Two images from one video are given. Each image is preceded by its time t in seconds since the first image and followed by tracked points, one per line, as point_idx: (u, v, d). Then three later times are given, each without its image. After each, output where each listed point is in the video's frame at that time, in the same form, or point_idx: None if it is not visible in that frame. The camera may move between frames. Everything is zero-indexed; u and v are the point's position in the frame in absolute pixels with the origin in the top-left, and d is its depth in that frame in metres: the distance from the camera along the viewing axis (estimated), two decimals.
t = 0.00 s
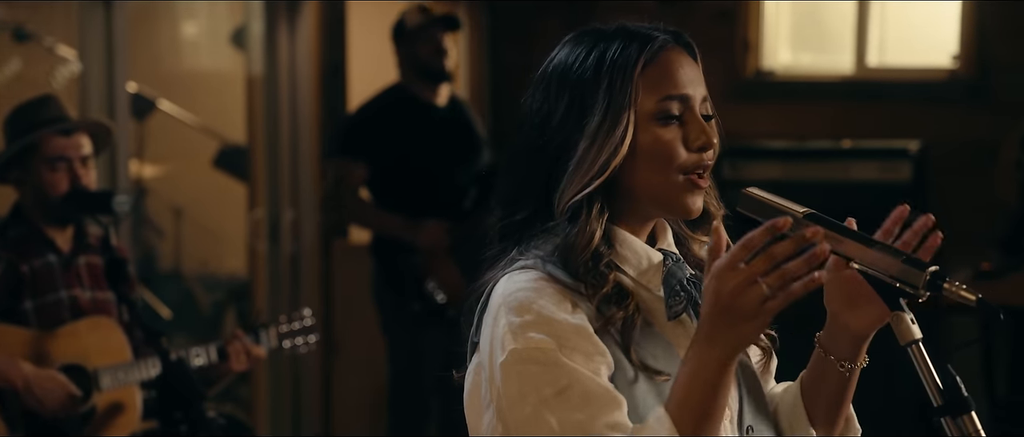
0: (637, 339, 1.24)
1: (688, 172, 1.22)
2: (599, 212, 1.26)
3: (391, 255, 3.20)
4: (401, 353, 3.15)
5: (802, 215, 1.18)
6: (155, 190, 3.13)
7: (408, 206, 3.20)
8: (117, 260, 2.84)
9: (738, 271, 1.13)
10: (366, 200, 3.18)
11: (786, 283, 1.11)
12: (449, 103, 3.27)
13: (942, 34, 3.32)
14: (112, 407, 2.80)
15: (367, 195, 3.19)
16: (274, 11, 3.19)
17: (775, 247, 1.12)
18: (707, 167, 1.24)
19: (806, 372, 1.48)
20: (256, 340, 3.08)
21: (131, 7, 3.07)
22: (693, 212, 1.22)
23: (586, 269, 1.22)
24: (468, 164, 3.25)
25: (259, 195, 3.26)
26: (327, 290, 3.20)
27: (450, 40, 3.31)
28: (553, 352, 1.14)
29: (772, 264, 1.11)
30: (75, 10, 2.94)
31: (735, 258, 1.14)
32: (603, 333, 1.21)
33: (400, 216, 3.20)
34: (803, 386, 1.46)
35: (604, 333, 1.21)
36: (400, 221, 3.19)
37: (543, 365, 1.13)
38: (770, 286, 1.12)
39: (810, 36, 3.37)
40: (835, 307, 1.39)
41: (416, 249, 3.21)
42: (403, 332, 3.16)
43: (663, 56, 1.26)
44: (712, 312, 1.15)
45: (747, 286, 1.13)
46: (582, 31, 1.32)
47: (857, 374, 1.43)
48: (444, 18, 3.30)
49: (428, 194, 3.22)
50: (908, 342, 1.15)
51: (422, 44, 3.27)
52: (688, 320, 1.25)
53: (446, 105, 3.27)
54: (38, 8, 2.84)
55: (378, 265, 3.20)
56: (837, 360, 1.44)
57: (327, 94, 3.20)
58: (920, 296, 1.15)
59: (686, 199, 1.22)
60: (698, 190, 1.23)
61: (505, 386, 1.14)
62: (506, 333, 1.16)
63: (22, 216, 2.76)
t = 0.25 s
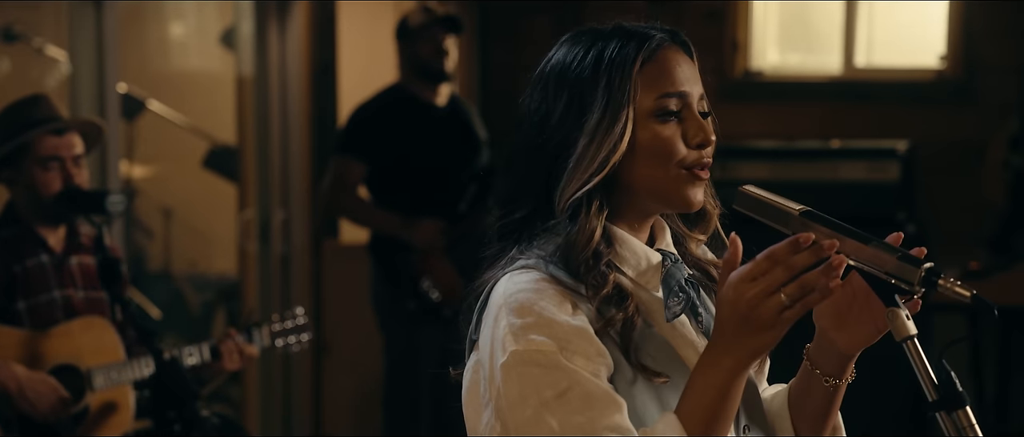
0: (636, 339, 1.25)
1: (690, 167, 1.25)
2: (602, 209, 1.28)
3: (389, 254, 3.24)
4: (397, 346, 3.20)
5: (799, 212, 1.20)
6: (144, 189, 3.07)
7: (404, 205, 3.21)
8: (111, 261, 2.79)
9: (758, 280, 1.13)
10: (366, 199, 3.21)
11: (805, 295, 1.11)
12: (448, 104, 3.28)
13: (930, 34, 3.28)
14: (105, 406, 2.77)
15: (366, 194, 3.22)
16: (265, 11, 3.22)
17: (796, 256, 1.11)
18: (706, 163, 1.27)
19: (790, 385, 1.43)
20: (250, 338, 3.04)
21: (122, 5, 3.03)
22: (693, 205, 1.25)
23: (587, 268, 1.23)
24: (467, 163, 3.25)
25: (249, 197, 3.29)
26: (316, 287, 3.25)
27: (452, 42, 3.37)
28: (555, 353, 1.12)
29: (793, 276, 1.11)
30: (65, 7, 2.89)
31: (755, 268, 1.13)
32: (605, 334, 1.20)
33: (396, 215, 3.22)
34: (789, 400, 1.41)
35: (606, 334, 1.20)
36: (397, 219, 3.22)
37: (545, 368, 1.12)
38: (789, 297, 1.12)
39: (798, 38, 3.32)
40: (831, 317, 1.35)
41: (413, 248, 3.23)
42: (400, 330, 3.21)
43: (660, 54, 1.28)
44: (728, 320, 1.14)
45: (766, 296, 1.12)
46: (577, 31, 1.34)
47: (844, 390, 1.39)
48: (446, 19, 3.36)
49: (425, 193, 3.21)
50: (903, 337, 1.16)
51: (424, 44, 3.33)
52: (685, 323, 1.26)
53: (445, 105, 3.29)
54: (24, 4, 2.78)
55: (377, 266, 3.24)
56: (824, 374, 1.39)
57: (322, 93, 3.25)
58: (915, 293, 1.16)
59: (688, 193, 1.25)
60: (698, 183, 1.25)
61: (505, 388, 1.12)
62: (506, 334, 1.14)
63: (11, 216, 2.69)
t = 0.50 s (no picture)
0: (637, 339, 1.28)
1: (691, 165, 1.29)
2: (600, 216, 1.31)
3: (389, 254, 3.21)
4: (397, 347, 3.22)
5: (796, 211, 1.22)
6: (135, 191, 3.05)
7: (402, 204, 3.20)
8: (105, 261, 2.89)
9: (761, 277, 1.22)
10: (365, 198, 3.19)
11: (805, 290, 1.20)
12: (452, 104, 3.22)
13: (919, 36, 3.31)
14: (98, 406, 2.86)
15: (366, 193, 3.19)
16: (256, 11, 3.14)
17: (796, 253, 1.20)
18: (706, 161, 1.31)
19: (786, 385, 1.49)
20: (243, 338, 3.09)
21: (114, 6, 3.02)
22: (694, 202, 1.29)
23: (588, 267, 1.26)
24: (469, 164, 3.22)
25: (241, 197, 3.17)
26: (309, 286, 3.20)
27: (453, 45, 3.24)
28: (556, 352, 1.16)
29: (793, 271, 1.20)
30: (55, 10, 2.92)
31: (757, 266, 1.22)
32: (608, 332, 1.24)
33: (395, 214, 3.20)
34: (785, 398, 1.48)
35: (608, 333, 1.24)
36: (396, 219, 3.20)
37: (548, 366, 1.16)
38: (790, 292, 1.20)
39: (788, 38, 3.32)
40: (827, 318, 1.42)
41: (412, 247, 3.22)
42: (399, 329, 3.22)
43: (661, 53, 1.32)
44: (732, 315, 1.23)
45: (768, 292, 1.21)
46: (579, 32, 1.38)
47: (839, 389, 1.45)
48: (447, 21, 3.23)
49: (424, 193, 3.21)
50: (899, 334, 1.18)
51: (427, 45, 3.21)
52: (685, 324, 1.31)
53: (447, 106, 3.23)
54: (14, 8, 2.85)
55: (377, 266, 3.22)
56: (818, 374, 1.45)
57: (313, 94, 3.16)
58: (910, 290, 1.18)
59: (689, 191, 1.29)
60: (699, 181, 1.30)
61: (508, 387, 1.16)
62: (508, 333, 1.18)
63: (9, 217, 2.82)
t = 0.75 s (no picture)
0: (638, 336, 1.28)
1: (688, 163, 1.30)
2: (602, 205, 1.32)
3: (387, 251, 3.26)
4: (393, 348, 3.25)
5: (794, 207, 1.22)
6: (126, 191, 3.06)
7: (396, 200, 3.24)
8: (101, 260, 2.84)
9: (759, 270, 1.17)
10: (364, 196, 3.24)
11: (805, 278, 1.15)
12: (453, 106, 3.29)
13: (908, 38, 3.29)
14: (93, 407, 2.80)
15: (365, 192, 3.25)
16: (250, 12, 3.18)
17: (794, 243, 1.16)
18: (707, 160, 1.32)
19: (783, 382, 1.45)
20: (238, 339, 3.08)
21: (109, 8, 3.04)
22: (694, 202, 1.29)
23: (590, 264, 1.28)
24: (467, 165, 3.28)
25: (234, 198, 3.24)
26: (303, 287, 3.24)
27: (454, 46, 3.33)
28: (560, 346, 1.17)
29: (792, 262, 1.16)
30: (50, 9, 2.91)
31: (756, 259, 1.18)
32: (610, 330, 1.25)
33: (388, 210, 3.24)
34: (782, 395, 1.43)
35: (610, 329, 1.25)
36: (389, 215, 3.24)
37: (554, 360, 1.17)
38: (789, 281, 1.16)
39: (778, 39, 3.32)
40: (823, 313, 1.36)
41: (405, 245, 3.27)
42: (394, 327, 3.26)
43: (664, 52, 1.33)
44: (733, 310, 1.19)
45: (767, 285, 1.17)
46: (582, 32, 1.39)
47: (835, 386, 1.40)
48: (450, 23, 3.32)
49: (419, 192, 3.26)
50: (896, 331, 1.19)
51: (428, 47, 3.29)
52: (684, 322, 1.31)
53: (449, 108, 3.29)
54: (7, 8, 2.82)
55: (377, 265, 3.27)
56: (814, 371, 1.40)
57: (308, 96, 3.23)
58: (906, 286, 1.19)
59: (689, 189, 1.29)
60: (698, 181, 1.30)
61: (513, 380, 1.17)
62: (512, 328, 1.19)
63: (4, 216, 2.74)
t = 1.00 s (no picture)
0: (642, 332, 1.30)
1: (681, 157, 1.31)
2: (598, 209, 1.34)
3: (385, 249, 3.24)
4: (393, 349, 3.22)
5: (792, 205, 1.24)
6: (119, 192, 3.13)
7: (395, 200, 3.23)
8: (96, 260, 2.86)
9: (773, 273, 1.17)
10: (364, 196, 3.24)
11: (818, 282, 1.16)
12: (452, 106, 3.27)
13: (898, 39, 3.33)
14: (90, 406, 2.81)
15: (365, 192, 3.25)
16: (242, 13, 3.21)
17: (809, 246, 1.16)
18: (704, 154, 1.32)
19: (783, 382, 1.43)
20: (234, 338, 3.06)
21: (103, 8, 3.11)
22: (690, 196, 1.30)
23: (591, 260, 1.29)
24: (466, 164, 3.26)
25: (227, 199, 3.27)
26: (296, 288, 3.28)
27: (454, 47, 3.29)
28: (562, 341, 1.19)
29: (806, 265, 1.16)
30: (40, 16, 3.01)
31: (769, 261, 1.18)
32: (611, 323, 1.26)
33: (388, 209, 3.23)
34: (780, 396, 1.42)
35: (612, 323, 1.26)
36: (388, 215, 3.22)
37: (556, 356, 1.18)
38: (803, 285, 1.16)
39: (770, 41, 3.35)
40: (822, 314, 1.35)
41: (404, 244, 3.23)
42: (393, 326, 3.23)
43: (658, 48, 1.34)
44: (745, 311, 1.19)
45: (781, 287, 1.17)
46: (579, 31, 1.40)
47: (833, 388, 1.39)
48: (450, 25, 3.28)
49: (418, 191, 3.24)
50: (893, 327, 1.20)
51: (428, 47, 3.26)
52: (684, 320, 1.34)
53: (448, 109, 3.27)
54: None
55: (377, 264, 3.25)
56: (812, 372, 1.39)
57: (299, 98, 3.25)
58: (904, 283, 1.20)
59: (684, 180, 1.30)
60: (693, 175, 1.31)
61: (516, 377, 1.19)
62: (515, 324, 1.20)
63: (1, 215, 2.81)
